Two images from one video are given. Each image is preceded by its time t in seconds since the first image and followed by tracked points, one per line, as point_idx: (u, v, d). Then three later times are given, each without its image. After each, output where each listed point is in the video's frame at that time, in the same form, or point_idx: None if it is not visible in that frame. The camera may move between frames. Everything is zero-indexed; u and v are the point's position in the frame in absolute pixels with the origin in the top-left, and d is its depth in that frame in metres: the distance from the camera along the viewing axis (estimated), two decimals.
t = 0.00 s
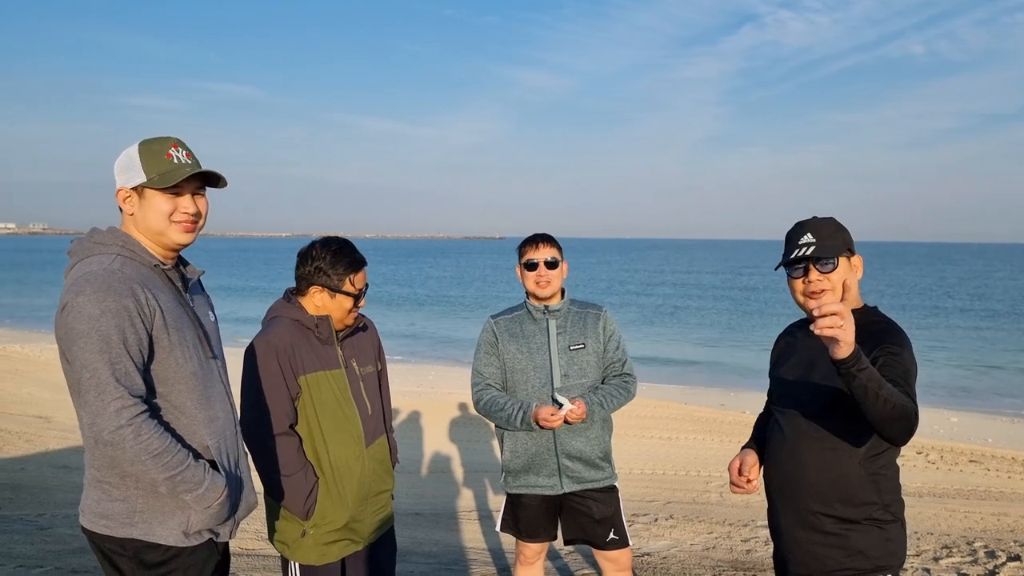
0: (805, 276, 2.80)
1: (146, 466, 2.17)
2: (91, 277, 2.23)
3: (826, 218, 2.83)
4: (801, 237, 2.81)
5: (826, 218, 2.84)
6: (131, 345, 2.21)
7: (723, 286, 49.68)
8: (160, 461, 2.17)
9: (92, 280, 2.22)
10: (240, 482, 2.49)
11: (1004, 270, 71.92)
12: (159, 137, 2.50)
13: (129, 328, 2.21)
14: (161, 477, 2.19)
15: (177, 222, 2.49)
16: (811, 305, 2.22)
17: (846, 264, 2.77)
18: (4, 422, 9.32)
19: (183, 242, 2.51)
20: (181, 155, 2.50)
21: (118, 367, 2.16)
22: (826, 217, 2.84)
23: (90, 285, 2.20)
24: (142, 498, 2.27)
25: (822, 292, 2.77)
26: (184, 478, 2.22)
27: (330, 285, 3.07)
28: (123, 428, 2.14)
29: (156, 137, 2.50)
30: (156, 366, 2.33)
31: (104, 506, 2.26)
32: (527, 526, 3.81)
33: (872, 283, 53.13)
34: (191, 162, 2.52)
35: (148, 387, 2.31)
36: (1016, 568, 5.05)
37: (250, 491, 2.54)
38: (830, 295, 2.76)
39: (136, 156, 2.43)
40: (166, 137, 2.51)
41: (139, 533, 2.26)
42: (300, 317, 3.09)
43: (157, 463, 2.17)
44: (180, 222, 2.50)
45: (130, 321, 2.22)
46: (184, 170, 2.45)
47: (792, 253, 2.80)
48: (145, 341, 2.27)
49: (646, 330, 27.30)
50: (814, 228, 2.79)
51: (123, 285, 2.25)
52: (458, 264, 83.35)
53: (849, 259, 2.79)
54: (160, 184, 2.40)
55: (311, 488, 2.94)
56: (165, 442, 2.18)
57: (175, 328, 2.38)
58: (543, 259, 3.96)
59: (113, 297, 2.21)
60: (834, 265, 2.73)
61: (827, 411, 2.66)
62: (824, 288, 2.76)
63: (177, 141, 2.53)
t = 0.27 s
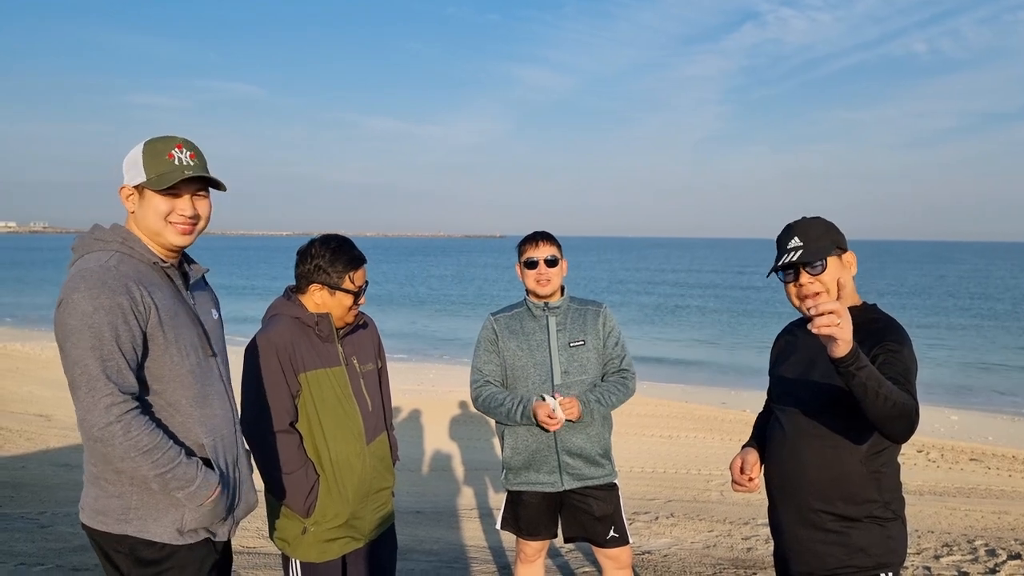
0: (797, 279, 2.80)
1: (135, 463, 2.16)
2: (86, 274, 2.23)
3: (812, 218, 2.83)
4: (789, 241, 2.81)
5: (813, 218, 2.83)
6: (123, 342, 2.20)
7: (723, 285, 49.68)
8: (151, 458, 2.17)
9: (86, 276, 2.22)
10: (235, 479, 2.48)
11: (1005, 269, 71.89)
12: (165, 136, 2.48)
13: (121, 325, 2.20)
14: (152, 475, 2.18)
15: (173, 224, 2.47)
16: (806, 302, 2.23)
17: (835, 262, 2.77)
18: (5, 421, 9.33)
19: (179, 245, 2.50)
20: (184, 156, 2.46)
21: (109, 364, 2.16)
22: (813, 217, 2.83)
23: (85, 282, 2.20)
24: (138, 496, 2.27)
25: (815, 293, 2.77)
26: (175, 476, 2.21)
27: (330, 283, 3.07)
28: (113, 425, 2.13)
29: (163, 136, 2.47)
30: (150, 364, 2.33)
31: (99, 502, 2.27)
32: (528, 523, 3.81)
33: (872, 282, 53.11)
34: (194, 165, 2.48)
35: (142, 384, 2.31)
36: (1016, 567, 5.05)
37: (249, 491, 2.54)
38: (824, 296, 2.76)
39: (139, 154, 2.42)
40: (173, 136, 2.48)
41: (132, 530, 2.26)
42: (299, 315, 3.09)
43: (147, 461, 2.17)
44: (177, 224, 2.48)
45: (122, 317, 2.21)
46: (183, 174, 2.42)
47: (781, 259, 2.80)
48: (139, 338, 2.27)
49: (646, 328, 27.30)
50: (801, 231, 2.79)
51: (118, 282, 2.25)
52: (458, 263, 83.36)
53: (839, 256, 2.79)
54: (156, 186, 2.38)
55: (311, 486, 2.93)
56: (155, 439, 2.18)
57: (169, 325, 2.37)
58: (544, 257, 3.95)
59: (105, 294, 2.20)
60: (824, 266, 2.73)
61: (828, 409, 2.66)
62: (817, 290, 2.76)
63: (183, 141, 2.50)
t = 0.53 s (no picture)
0: (790, 281, 2.80)
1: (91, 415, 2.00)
2: (80, 267, 2.22)
3: (800, 218, 2.83)
4: (778, 244, 2.81)
5: (801, 218, 2.83)
6: (98, 326, 2.14)
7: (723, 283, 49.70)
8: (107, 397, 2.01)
9: (79, 268, 2.21)
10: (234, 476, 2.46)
11: (1005, 267, 71.79)
12: (176, 135, 2.46)
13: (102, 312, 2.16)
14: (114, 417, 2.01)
15: (179, 223, 2.46)
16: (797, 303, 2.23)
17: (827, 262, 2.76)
18: (5, 419, 9.34)
19: (185, 244, 2.49)
20: (192, 156, 2.43)
21: (76, 342, 2.08)
22: (801, 218, 2.83)
23: (78, 274, 2.19)
24: (135, 489, 2.22)
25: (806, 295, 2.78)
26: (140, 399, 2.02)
27: (329, 281, 3.07)
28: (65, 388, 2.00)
29: (174, 134, 2.45)
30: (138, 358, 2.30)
31: (97, 497, 2.22)
32: (528, 521, 3.81)
33: (872, 280, 53.11)
34: (202, 163, 2.45)
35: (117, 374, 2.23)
36: (1016, 565, 5.05)
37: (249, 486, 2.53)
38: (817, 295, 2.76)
39: (149, 153, 2.41)
40: (183, 135, 2.46)
41: (129, 524, 2.20)
42: (299, 313, 3.09)
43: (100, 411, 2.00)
44: (183, 223, 2.47)
45: (102, 304, 2.17)
46: (190, 173, 2.40)
47: (771, 262, 2.81)
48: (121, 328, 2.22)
49: (647, 327, 27.31)
50: (788, 233, 2.79)
51: (110, 275, 2.23)
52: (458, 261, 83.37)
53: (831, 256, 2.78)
54: (161, 185, 2.36)
55: (312, 484, 2.94)
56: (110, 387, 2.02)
57: (159, 321, 2.32)
58: (545, 255, 3.96)
59: (93, 282, 2.18)
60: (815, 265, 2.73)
61: (827, 406, 2.66)
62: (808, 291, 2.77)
63: (193, 140, 2.47)
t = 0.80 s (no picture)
0: (787, 278, 2.79)
1: (148, 362, 1.90)
2: (80, 269, 2.20)
3: (796, 217, 2.82)
4: (776, 241, 2.79)
5: (796, 216, 2.83)
6: (118, 320, 2.10)
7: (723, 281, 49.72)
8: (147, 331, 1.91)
9: (80, 270, 2.19)
10: (235, 474, 2.38)
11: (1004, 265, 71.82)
12: (173, 131, 2.44)
13: (115, 308, 2.12)
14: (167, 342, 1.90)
15: (174, 220, 2.45)
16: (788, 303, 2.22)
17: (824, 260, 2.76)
18: (6, 418, 9.34)
19: (181, 240, 2.48)
20: (188, 153, 2.41)
21: (108, 334, 2.05)
22: (796, 216, 2.83)
23: (79, 275, 2.17)
24: (132, 490, 2.21)
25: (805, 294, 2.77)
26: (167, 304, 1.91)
27: (327, 279, 3.06)
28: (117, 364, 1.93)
29: (171, 131, 2.44)
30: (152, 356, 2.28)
31: (97, 496, 2.23)
32: (528, 520, 3.81)
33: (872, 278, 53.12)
34: (198, 161, 2.42)
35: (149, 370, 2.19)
36: (1016, 563, 5.06)
37: (253, 487, 2.44)
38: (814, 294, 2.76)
39: (144, 150, 2.39)
40: (179, 132, 2.44)
41: (124, 524, 2.19)
42: (298, 311, 3.08)
43: (151, 351, 1.90)
44: (179, 220, 2.46)
45: (115, 302, 2.14)
46: (185, 171, 2.37)
47: (770, 261, 2.79)
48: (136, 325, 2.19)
49: (646, 325, 27.33)
50: (785, 230, 2.78)
51: (112, 274, 2.21)
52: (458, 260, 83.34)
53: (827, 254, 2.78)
54: (156, 182, 2.35)
55: (312, 482, 2.94)
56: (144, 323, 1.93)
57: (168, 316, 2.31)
58: (544, 253, 3.95)
59: (99, 283, 2.16)
60: (813, 263, 2.73)
61: (826, 405, 2.66)
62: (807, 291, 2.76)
63: (190, 137, 2.45)
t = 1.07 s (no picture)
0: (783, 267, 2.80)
1: (174, 356, 1.87)
2: (96, 264, 2.18)
3: (810, 208, 2.79)
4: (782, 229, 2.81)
5: (811, 207, 2.80)
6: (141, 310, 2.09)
7: (722, 280, 49.74)
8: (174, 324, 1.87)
9: (95, 265, 2.18)
10: (242, 472, 2.38)
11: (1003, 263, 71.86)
12: (184, 129, 2.43)
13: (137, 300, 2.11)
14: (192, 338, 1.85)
15: (184, 216, 2.44)
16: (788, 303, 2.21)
17: (822, 254, 2.72)
18: (5, 417, 9.34)
19: (190, 236, 2.48)
20: (198, 150, 2.39)
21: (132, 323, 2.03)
22: (811, 207, 2.80)
23: (95, 270, 2.15)
24: (139, 487, 2.20)
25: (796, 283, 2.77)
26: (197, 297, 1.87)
27: (327, 278, 3.07)
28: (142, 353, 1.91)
29: (182, 128, 2.43)
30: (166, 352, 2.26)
31: (102, 494, 2.21)
32: (529, 518, 3.81)
33: (871, 276, 53.15)
34: (209, 157, 2.41)
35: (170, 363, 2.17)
36: (1015, 560, 5.06)
37: (258, 487, 2.45)
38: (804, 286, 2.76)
39: (156, 145, 2.38)
40: (190, 129, 2.43)
41: (130, 522, 2.18)
42: (298, 309, 3.07)
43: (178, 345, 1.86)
44: (189, 217, 2.45)
45: (135, 294, 2.13)
46: (196, 168, 2.36)
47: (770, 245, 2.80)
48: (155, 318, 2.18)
49: (646, 323, 27.32)
50: (791, 220, 2.78)
51: (128, 269, 2.20)
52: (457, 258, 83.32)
53: (830, 249, 2.72)
54: (168, 178, 2.34)
55: (312, 481, 2.94)
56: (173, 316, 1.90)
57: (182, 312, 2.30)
58: (545, 251, 3.95)
59: (118, 276, 2.15)
60: (807, 255, 2.71)
61: (826, 404, 2.65)
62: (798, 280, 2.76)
63: (199, 134, 2.44)
